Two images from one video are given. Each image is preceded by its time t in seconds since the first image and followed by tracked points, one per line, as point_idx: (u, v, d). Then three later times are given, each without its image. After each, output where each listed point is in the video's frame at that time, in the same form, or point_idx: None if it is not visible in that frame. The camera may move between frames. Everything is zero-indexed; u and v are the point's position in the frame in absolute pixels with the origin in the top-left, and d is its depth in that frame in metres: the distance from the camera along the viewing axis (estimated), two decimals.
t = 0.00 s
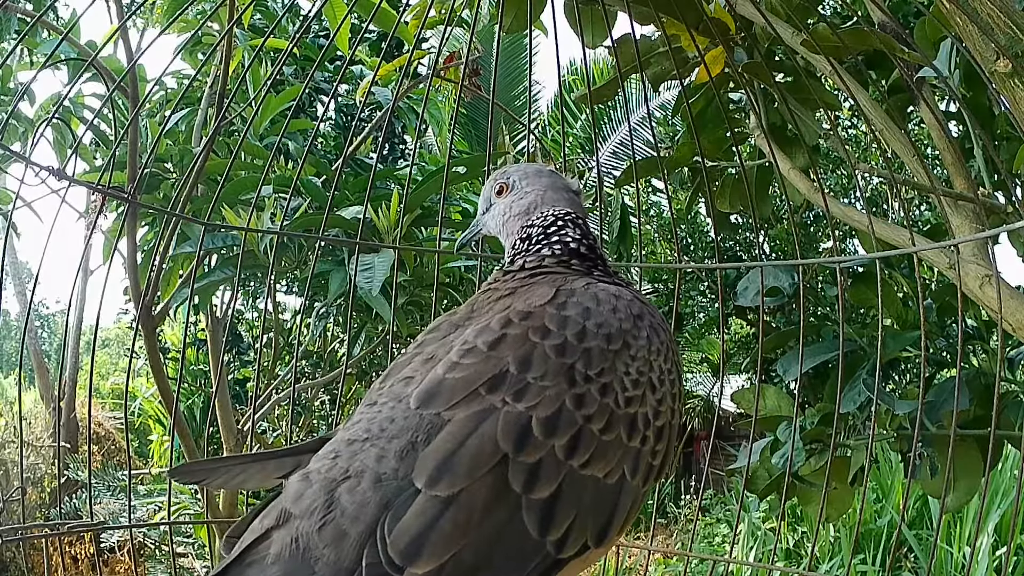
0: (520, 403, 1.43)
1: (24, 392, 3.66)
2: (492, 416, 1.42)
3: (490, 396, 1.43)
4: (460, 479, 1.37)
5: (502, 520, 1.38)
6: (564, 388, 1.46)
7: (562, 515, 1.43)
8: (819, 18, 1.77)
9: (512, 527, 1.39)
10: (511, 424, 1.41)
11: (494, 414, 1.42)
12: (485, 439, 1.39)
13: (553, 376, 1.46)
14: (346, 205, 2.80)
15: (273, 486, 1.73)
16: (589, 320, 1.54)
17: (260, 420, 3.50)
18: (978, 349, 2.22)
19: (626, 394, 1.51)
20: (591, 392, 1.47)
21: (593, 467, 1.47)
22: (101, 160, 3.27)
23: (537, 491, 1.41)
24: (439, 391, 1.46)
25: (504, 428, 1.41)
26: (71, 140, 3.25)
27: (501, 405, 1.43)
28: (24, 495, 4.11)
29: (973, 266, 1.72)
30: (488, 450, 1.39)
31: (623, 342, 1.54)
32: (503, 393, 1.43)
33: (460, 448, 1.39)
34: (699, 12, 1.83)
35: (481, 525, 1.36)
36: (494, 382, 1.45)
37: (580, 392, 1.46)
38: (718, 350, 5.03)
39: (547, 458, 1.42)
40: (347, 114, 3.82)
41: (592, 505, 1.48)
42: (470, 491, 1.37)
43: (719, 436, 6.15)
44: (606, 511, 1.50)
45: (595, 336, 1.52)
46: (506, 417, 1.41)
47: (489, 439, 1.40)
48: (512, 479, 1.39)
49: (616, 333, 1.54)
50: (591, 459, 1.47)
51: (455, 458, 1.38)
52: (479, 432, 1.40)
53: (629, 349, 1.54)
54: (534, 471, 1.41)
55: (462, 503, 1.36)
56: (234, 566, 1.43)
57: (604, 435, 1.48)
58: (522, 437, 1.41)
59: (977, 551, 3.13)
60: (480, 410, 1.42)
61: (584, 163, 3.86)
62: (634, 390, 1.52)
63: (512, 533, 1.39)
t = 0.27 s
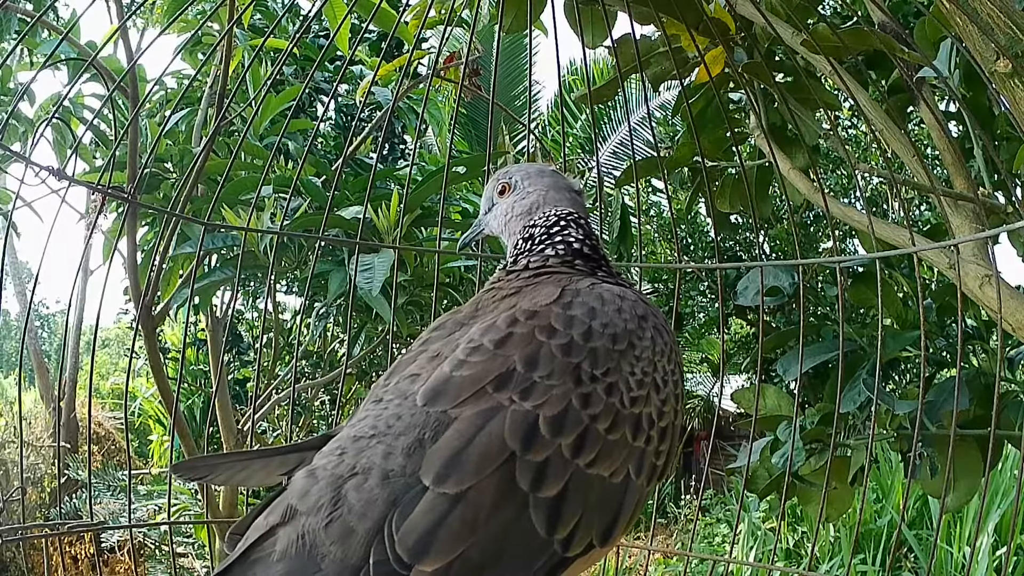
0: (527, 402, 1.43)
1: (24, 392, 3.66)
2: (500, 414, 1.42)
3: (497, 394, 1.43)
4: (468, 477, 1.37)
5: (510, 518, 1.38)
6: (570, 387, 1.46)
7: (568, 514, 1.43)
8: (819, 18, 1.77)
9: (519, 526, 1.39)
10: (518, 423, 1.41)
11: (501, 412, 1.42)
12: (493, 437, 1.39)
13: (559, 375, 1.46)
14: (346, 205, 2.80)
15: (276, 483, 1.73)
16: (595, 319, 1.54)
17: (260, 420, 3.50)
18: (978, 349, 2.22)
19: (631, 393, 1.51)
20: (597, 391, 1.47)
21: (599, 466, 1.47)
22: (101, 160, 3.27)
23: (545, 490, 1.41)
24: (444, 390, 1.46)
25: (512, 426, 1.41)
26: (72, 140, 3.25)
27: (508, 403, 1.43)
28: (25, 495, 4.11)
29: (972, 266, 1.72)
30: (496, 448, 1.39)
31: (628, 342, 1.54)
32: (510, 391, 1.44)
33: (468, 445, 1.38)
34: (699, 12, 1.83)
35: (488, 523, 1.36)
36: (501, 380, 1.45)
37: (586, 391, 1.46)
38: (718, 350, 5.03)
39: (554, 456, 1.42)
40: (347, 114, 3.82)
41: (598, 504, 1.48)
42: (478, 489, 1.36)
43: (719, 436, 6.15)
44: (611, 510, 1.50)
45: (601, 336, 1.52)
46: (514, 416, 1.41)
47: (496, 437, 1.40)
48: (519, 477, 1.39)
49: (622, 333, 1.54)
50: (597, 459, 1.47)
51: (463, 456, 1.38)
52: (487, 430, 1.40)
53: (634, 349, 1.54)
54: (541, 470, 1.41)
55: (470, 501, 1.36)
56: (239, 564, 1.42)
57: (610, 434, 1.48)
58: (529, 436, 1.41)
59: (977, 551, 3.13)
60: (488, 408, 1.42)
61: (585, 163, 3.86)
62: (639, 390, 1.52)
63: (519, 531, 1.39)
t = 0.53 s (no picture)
0: (528, 401, 1.43)
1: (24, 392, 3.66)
2: (501, 414, 1.42)
3: (499, 393, 1.44)
4: (471, 476, 1.37)
5: (513, 518, 1.38)
6: (571, 386, 1.46)
7: (570, 514, 1.43)
8: (818, 18, 1.77)
9: (522, 525, 1.39)
10: (519, 422, 1.41)
11: (502, 412, 1.42)
12: (495, 436, 1.40)
13: (560, 374, 1.46)
14: (346, 205, 2.80)
15: (276, 484, 1.72)
16: (595, 319, 1.55)
17: (260, 420, 3.50)
18: (978, 349, 2.22)
19: (631, 393, 1.51)
20: (598, 390, 1.47)
21: (600, 466, 1.47)
22: (100, 159, 3.27)
23: (547, 489, 1.41)
24: (446, 389, 1.46)
25: (514, 425, 1.41)
26: (72, 140, 3.25)
27: (510, 403, 1.43)
28: (25, 495, 4.11)
29: (972, 266, 1.72)
30: (498, 447, 1.39)
31: (628, 341, 1.54)
32: (511, 390, 1.44)
33: (470, 445, 1.39)
34: (699, 12, 1.83)
35: (492, 522, 1.36)
36: (502, 380, 1.45)
37: (587, 390, 1.47)
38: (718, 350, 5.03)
39: (556, 456, 1.42)
40: (347, 113, 3.82)
41: (600, 503, 1.48)
42: (481, 489, 1.36)
43: (718, 436, 6.15)
44: (613, 509, 1.50)
45: (601, 335, 1.53)
46: (515, 415, 1.42)
47: (498, 437, 1.40)
48: (522, 476, 1.39)
49: (622, 333, 1.55)
50: (599, 458, 1.47)
51: (466, 455, 1.38)
52: (489, 429, 1.40)
53: (633, 349, 1.54)
54: (543, 469, 1.41)
55: (473, 500, 1.36)
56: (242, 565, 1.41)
57: (611, 434, 1.48)
58: (531, 435, 1.41)
59: (977, 551, 3.13)
60: (490, 407, 1.42)
61: (585, 163, 3.86)
62: (639, 389, 1.52)
63: (522, 531, 1.39)
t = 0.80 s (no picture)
0: (530, 401, 1.43)
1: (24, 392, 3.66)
2: (503, 414, 1.42)
3: (500, 393, 1.44)
4: (474, 477, 1.37)
5: (516, 517, 1.38)
6: (572, 385, 1.46)
7: (573, 513, 1.44)
8: (819, 18, 1.77)
9: (525, 525, 1.39)
10: (522, 421, 1.41)
11: (504, 412, 1.42)
12: (498, 436, 1.40)
13: (561, 374, 1.46)
14: (346, 205, 2.80)
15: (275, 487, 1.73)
16: (595, 318, 1.54)
17: (260, 420, 3.50)
18: (978, 349, 2.22)
19: (632, 391, 1.51)
20: (599, 389, 1.47)
21: (603, 464, 1.48)
22: (100, 159, 3.27)
23: (549, 489, 1.41)
24: (448, 390, 1.46)
25: (516, 425, 1.41)
26: (72, 140, 3.25)
27: (511, 402, 1.43)
28: (25, 495, 4.11)
29: (972, 266, 1.72)
30: (501, 448, 1.39)
31: (628, 340, 1.54)
32: (513, 390, 1.44)
33: (473, 446, 1.39)
34: (699, 12, 1.83)
35: (495, 522, 1.37)
36: (503, 380, 1.45)
37: (588, 390, 1.47)
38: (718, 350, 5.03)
39: (558, 455, 1.42)
40: (347, 113, 3.82)
41: (602, 502, 1.48)
42: (484, 489, 1.37)
43: (718, 436, 6.15)
44: (615, 507, 1.51)
45: (601, 334, 1.52)
46: (517, 415, 1.42)
47: (501, 437, 1.40)
48: (524, 476, 1.40)
49: (622, 332, 1.54)
50: (601, 457, 1.47)
51: (469, 456, 1.38)
52: (491, 429, 1.40)
53: (634, 348, 1.54)
54: (546, 469, 1.41)
55: (476, 501, 1.36)
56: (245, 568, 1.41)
57: (613, 432, 1.48)
58: (534, 435, 1.41)
59: (977, 551, 3.13)
60: (491, 408, 1.42)
61: (585, 163, 3.87)
62: (640, 388, 1.52)
63: (525, 530, 1.39)
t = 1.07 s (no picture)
0: (526, 398, 1.43)
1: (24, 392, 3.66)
2: (498, 410, 1.42)
3: (495, 390, 1.44)
4: (469, 473, 1.36)
5: (510, 513, 1.38)
6: (568, 383, 1.46)
7: (567, 510, 1.43)
8: (819, 18, 1.77)
9: (519, 521, 1.39)
10: (517, 418, 1.41)
11: (499, 409, 1.42)
12: (493, 433, 1.40)
13: (557, 371, 1.46)
14: (346, 205, 2.80)
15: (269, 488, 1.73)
16: (590, 316, 1.54)
17: (260, 420, 3.50)
18: (978, 349, 2.22)
19: (627, 389, 1.51)
20: (594, 387, 1.47)
21: (598, 461, 1.47)
22: (100, 159, 3.26)
23: (544, 485, 1.41)
24: (443, 388, 1.46)
25: (511, 421, 1.41)
26: (72, 140, 3.25)
27: (506, 399, 1.43)
28: (24, 495, 4.11)
29: (972, 266, 1.72)
30: (496, 444, 1.39)
31: (623, 339, 1.54)
32: (508, 387, 1.44)
33: (468, 442, 1.39)
34: (699, 12, 1.83)
35: (489, 518, 1.36)
36: (499, 377, 1.45)
37: (583, 387, 1.47)
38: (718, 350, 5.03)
39: (553, 451, 1.42)
40: (347, 113, 3.82)
41: (597, 499, 1.48)
42: (479, 485, 1.36)
43: (718, 436, 6.16)
44: (610, 505, 1.50)
45: (596, 332, 1.52)
46: (512, 411, 1.42)
47: (496, 433, 1.40)
48: (519, 472, 1.39)
49: (617, 330, 1.54)
50: (596, 454, 1.47)
51: (463, 452, 1.38)
52: (486, 426, 1.40)
53: (629, 346, 1.54)
54: (541, 465, 1.41)
55: (471, 496, 1.36)
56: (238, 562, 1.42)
57: (608, 429, 1.48)
58: (529, 431, 1.41)
59: (976, 551, 3.13)
60: (486, 405, 1.42)
61: (585, 163, 3.87)
62: (635, 386, 1.52)
63: (519, 527, 1.39)
